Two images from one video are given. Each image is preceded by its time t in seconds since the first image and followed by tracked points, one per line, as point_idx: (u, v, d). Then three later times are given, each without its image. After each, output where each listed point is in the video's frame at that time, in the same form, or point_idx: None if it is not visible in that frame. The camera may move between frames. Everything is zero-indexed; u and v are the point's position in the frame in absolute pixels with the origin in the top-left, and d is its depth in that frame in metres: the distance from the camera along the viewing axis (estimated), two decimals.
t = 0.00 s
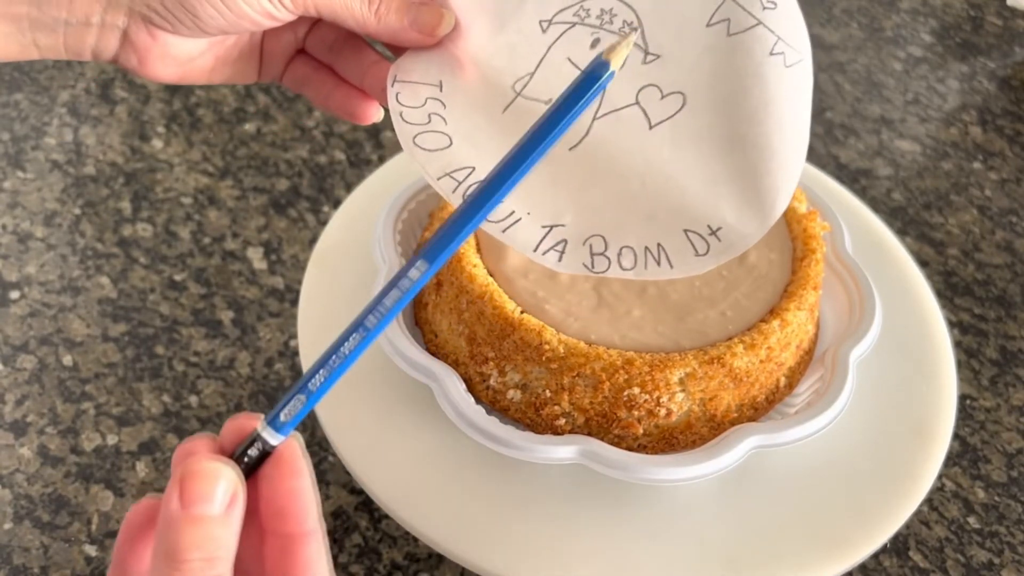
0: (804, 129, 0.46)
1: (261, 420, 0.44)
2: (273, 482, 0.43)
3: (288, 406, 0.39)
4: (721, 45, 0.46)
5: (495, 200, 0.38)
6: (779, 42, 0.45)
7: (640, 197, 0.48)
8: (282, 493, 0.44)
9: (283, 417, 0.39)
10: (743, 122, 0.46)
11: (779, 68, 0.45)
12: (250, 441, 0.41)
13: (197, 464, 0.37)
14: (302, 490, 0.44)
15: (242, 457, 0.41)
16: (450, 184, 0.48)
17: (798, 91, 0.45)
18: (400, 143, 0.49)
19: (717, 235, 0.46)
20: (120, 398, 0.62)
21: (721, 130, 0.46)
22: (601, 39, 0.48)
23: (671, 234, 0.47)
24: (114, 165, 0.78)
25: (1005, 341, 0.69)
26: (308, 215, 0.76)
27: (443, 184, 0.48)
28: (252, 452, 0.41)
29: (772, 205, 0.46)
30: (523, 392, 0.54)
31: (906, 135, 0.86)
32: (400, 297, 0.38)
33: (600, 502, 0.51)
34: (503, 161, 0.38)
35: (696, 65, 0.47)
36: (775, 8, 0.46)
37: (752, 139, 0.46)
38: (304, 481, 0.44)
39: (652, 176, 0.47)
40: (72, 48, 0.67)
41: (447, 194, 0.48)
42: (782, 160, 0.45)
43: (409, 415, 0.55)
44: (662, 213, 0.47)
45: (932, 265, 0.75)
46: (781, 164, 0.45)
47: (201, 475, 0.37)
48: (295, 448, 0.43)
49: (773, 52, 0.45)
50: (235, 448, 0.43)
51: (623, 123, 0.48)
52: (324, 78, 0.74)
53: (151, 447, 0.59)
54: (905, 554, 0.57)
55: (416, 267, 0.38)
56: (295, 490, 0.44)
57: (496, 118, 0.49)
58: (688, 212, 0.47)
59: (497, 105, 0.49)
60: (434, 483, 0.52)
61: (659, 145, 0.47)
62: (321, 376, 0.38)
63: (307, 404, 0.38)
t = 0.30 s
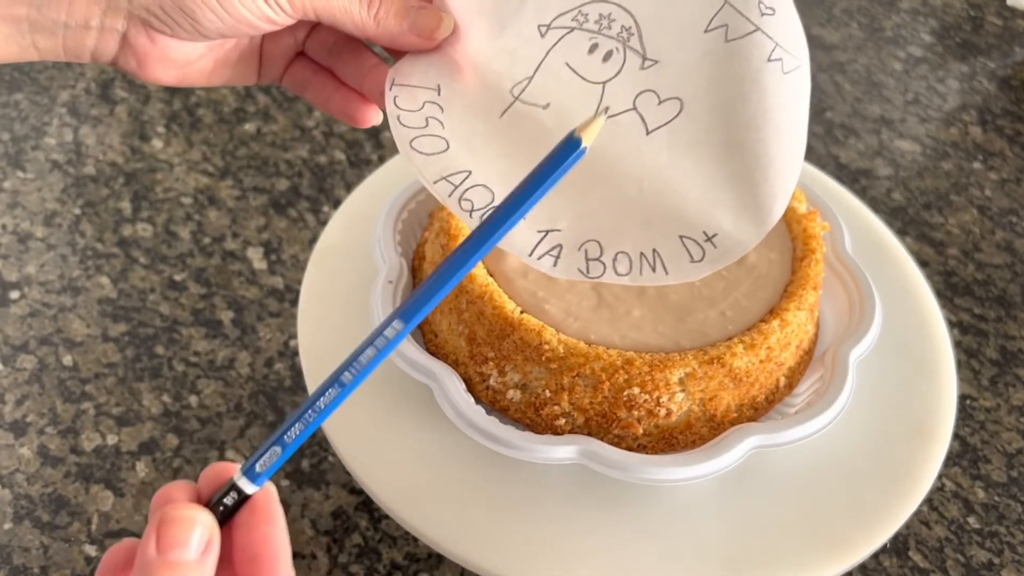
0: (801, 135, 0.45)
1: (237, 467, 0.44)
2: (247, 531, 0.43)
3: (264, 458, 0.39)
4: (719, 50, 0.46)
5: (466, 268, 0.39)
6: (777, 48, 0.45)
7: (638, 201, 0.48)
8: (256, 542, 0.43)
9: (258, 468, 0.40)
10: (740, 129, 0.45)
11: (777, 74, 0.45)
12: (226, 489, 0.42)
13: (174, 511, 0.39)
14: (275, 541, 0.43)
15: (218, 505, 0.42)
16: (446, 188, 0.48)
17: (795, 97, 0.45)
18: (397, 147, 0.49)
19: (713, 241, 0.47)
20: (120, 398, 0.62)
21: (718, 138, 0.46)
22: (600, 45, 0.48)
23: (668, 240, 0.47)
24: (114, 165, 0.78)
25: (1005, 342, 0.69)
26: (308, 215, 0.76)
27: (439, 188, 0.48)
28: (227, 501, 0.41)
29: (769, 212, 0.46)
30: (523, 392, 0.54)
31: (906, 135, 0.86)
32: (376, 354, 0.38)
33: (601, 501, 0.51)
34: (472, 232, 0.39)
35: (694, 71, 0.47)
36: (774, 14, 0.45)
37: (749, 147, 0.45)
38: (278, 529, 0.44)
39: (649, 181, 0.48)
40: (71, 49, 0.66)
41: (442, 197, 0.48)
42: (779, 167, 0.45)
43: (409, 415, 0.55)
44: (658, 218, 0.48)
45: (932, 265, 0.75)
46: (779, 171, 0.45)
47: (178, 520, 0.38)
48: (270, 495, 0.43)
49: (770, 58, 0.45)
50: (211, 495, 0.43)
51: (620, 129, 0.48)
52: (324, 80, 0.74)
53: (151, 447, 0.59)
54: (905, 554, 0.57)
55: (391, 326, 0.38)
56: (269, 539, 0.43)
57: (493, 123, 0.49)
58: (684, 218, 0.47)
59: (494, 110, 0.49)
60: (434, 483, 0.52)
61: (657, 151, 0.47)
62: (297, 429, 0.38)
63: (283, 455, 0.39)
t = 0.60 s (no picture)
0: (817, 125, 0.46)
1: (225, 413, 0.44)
2: (236, 477, 0.44)
3: (250, 403, 0.39)
4: (734, 39, 0.46)
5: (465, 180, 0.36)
6: (794, 36, 0.45)
7: (650, 194, 0.48)
8: (246, 492, 0.44)
9: (245, 414, 0.40)
10: (757, 118, 0.46)
11: (794, 62, 0.45)
12: (212, 437, 0.42)
13: (157, 464, 0.38)
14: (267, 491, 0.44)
15: (205, 454, 0.42)
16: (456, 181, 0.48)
17: (811, 86, 0.46)
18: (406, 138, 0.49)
19: (729, 234, 0.47)
20: (120, 398, 0.62)
21: (734, 127, 0.47)
22: (612, 34, 0.48)
23: (681, 233, 0.47)
24: (114, 165, 0.78)
25: (1005, 342, 0.69)
26: (308, 215, 0.76)
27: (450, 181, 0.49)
28: (214, 449, 0.42)
29: (787, 203, 0.46)
30: (523, 392, 0.54)
31: (907, 135, 0.86)
32: (366, 287, 0.37)
33: (600, 502, 0.51)
34: (470, 145, 0.37)
35: (708, 61, 0.47)
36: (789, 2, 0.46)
37: (766, 135, 0.46)
38: (268, 477, 0.44)
39: (663, 174, 0.48)
40: (76, 45, 0.67)
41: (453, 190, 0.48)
42: (797, 157, 0.46)
43: (409, 415, 0.55)
44: (671, 212, 0.48)
45: (932, 265, 0.75)
46: (795, 159, 0.46)
47: (159, 475, 0.38)
48: (259, 442, 0.44)
49: (787, 46, 0.45)
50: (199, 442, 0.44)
51: (633, 120, 0.48)
52: (332, 74, 0.74)
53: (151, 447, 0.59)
54: (905, 555, 0.57)
55: (382, 255, 0.37)
56: (259, 487, 0.44)
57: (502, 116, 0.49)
58: (699, 210, 0.47)
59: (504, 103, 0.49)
60: (434, 483, 0.52)
61: (670, 141, 0.48)
62: (285, 370, 0.38)
63: (270, 399, 0.39)
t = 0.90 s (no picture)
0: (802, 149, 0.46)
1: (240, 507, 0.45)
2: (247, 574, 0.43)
3: (265, 497, 0.41)
4: (722, 61, 0.46)
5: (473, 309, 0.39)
6: (780, 59, 0.45)
7: (636, 213, 0.47)
8: None
9: (259, 508, 0.41)
10: (744, 139, 0.46)
11: (781, 86, 0.45)
12: (227, 527, 0.43)
13: (173, 550, 0.41)
14: None
15: (218, 543, 0.43)
16: (445, 197, 0.49)
17: (797, 110, 0.46)
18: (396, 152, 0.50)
19: (714, 254, 0.46)
20: (120, 398, 0.62)
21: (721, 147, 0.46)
22: (601, 54, 0.48)
23: (668, 251, 0.47)
24: (114, 165, 0.78)
25: (1005, 342, 0.69)
26: (308, 215, 0.76)
27: (439, 197, 0.49)
28: (227, 539, 0.42)
29: (771, 225, 0.46)
30: (523, 392, 0.54)
31: (907, 135, 0.86)
32: (379, 398, 0.39)
33: (601, 502, 0.51)
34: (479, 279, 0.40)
35: (697, 82, 0.47)
36: (777, 25, 0.46)
37: (752, 157, 0.46)
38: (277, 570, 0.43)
39: (649, 193, 0.47)
40: (70, 55, 0.66)
41: (441, 206, 0.49)
42: (782, 180, 0.46)
43: (410, 415, 0.55)
44: (658, 230, 0.47)
45: (932, 265, 0.75)
46: (781, 181, 0.46)
47: (175, 559, 0.40)
48: (269, 536, 0.44)
49: (775, 69, 0.45)
50: (212, 532, 0.44)
51: (622, 139, 0.48)
52: (325, 87, 0.74)
53: (151, 447, 0.59)
54: (905, 554, 0.57)
55: (396, 369, 0.39)
56: None
57: (494, 132, 0.50)
58: (684, 229, 0.47)
59: (494, 120, 0.50)
60: (435, 483, 0.52)
61: (657, 162, 0.47)
62: (298, 470, 0.40)
63: (285, 494, 0.40)
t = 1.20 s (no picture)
0: (822, 156, 0.46)
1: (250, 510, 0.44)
2: None
3: (276, 500, 0.40)
4: (740, 67, 0.46)
5: (475, 323, 0.39)
6: (799, 65, 0.45)
7: (655, 218, 0.48)
8: None
9: (270, 511, 0.40)
10: (762, 146, 0.46)
11: (799, 92, 0.45)
12: (237, 531, 0.42)
13: (185, 553, 0.40)
14: None
15: (229, 547, 0.42)
16: (466, 202, 0.49)
17: (816, 116, 0.45)
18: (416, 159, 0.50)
19: (734, 259, 0.47)
20: (120, 398, 0.62)
21: (740, 153, 0.47)
22: (620, 60, 0.48)
23: (688, 257, 0.47)
24: (114, 165, 0.78)
25: (1005, 342, 0.69)
26: (308, 215, 0.76)
27: (459, 202, 0.49)
28: (238, 543, 0.42)
29: (791, 231, 0.46)
30: (523, 392, 0.54)
31: (906, 135, 0.86)
32: (390, 402, 0.39)
33: (601, 502, 0.51)
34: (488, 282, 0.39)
35: (715, 88, 0.47)
36: (796, 32, 0.46)
37: (771, 163, 0.46)
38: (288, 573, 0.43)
39: (669, 198, 0.47)
40: (90, 61, 0.66)
41: (462, 211, 0.49)
42: (802, 188, 0.46)
43: (409, 414, 0.55)
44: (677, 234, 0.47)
45: (932, 265, 0.75)
46: (800, 187, 0.46)
47: (188, 562, 0.39)
48: (280, 537, 0.43)
49: (793, 75, 0.45)
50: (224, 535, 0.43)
51: (640, 144, 0.48)
52: (342, 93, 0.75)
53: (151, 447, 0.59)
54: (905, 554, 0.57)
55: (405, 374, 0.39)
56: None
57: (513, 138, 0.50)
58: (705, 235, 0.47)
59: (513, 124, 0.50)
60: (433, 482, 0.52)
61: (676, 167, 0.47)
62: (310, 474, 0.39)
63: (295, 498, 0.40)
